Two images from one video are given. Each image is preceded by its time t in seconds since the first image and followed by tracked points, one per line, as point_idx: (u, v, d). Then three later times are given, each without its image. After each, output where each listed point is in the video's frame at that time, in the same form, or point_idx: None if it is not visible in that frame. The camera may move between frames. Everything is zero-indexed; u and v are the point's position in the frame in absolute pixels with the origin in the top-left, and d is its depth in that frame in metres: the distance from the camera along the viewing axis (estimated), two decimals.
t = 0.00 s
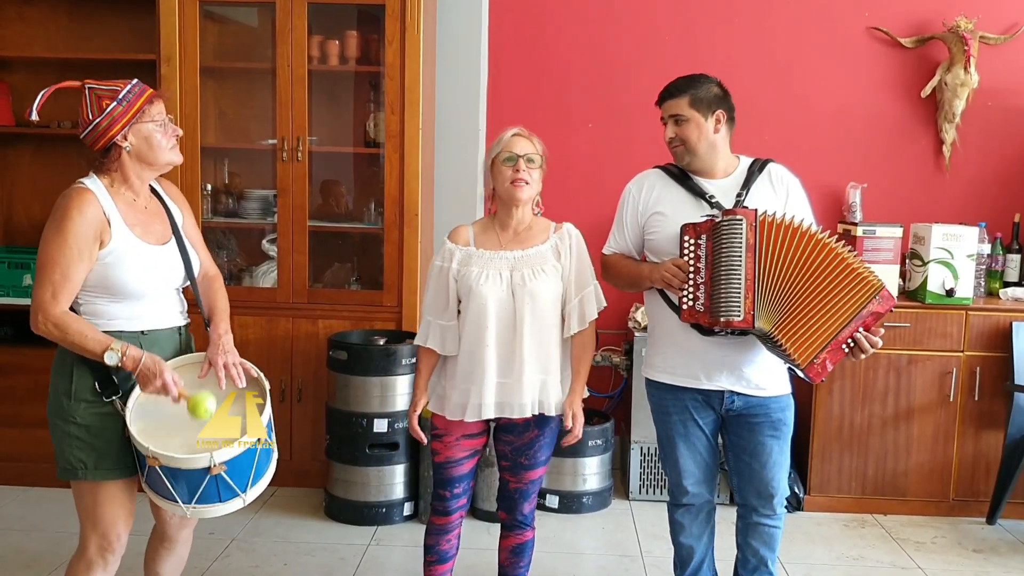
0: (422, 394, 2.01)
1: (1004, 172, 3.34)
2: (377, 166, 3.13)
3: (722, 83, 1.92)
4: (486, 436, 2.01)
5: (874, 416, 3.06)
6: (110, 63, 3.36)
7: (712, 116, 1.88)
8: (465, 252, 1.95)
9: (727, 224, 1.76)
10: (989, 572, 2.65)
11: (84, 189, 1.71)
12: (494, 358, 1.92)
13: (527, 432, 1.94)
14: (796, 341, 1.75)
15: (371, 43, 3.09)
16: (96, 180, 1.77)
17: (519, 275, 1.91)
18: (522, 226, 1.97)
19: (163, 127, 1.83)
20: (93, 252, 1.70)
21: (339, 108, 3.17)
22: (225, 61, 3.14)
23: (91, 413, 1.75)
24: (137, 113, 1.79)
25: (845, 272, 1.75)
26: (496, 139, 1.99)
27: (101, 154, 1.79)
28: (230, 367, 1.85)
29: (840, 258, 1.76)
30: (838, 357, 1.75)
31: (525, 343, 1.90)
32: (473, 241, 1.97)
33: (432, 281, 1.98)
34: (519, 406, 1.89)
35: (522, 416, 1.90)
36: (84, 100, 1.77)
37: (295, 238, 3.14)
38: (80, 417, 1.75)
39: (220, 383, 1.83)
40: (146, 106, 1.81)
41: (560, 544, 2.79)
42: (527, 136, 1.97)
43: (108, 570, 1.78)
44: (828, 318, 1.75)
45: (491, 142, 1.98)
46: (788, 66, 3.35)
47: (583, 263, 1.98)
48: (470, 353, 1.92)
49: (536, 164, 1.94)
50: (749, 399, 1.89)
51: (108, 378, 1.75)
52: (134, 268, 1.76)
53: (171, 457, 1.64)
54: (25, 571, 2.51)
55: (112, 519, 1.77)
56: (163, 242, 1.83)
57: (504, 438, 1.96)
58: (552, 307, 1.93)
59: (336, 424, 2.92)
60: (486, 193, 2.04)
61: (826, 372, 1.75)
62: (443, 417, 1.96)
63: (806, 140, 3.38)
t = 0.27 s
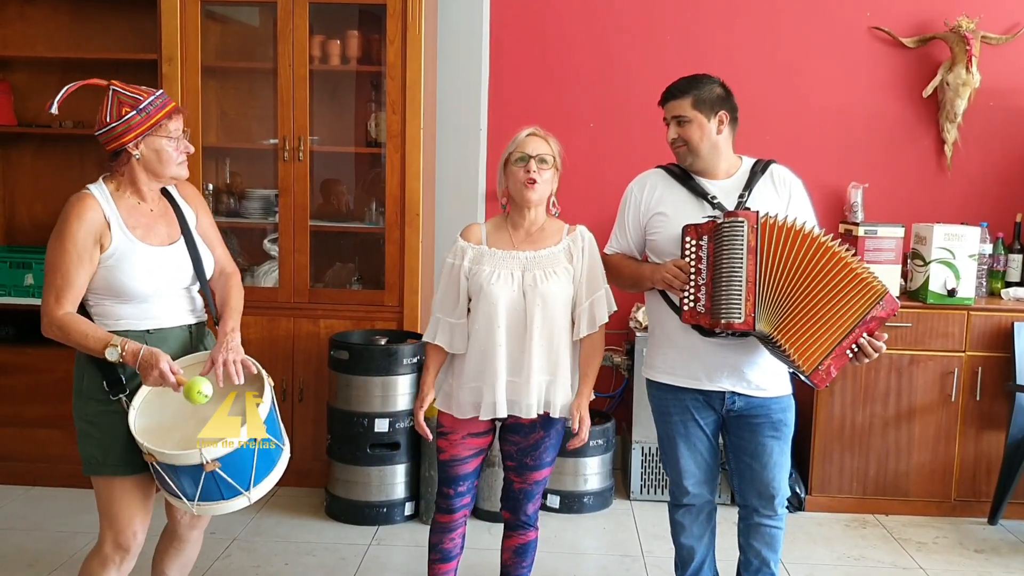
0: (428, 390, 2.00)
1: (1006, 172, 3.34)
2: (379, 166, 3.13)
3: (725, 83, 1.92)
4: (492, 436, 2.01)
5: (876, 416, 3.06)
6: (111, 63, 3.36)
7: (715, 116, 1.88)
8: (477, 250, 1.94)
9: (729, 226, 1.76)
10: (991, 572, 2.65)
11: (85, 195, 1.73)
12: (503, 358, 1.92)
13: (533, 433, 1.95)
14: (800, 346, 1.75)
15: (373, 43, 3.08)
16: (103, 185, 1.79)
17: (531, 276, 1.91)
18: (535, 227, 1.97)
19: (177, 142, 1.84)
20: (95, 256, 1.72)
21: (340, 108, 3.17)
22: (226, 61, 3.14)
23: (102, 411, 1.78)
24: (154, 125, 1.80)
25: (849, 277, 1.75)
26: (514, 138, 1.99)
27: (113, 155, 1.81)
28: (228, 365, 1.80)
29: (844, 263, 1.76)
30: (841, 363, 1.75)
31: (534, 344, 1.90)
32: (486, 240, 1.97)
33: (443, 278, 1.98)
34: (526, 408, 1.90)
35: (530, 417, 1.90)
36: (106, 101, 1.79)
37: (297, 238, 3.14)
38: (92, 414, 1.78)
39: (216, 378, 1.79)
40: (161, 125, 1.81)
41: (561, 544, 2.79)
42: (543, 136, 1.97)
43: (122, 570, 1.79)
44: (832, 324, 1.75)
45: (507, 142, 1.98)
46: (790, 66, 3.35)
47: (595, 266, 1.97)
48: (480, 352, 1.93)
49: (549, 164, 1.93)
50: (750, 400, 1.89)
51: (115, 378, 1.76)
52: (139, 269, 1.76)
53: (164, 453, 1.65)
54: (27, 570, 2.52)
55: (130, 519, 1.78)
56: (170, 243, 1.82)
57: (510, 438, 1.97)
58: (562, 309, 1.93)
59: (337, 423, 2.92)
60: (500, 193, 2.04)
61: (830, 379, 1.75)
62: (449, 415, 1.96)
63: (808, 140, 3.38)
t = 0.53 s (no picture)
0: (432, 389, 2.00)
1: (1008, 172, 3.33)
2: (379, 166, 3.13)
3: (728, 83, 1.92)
4: (494, 436, 2.01)
5: (878, 416, 3.06)
6: (113, 63, 3.36)
7: (717, 117, 1.88)
8: (484, 249, 1.94)
9: (732, 226, 1.76)
10: (992, 572, 2.65)
11: (97, 194, 1.74)
12: (507, 358, 1.92)
13: (536, 435, 1.95)
14: (804, 348, 1.75)
15: (374, 42, 3.08)
16: (115, 184, 1.79)
17: (537, 277, 1.91)
18: (544, 227, 1.96)
19: (182, 134, 1.83)
20: (104, 255, 1.73)
21: (341, 107, 3.17)
22: (227, 61, 3.14)
23: (102, 406, 1.79)
24: (157, 118, 1.80)
25: (853, 280, 1.75)
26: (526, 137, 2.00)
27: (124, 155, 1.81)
28: (228, 368, 1.80)
29: (848, 265, 1.76)
30: (846, 366, 1.75)
31: (539, 346, 1.90)
32: (494, 239, 1.97)
33: (450, 276, 1.98)
34: (529, 409, 1.89)
35: (532, 418, 1.90)
36: (108, 104, 1.80)
37: (298, 238, 3.14)
38: (93, 409, 1.79)
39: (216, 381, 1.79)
40: (166, 115, 1.82)
41: (562, 544, 2.79)
42: (552, 136, 1.97)
43: (120, 564, 1.79)
44: (836, 327, 1.75)
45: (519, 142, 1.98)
46: (792, 66, 3.34)
47: (603, 269, 1.96)
48: (484, 351, 1.93)
49: (558, 165, 1.93)
50: (751, 400, 1.89)
51: (119, 375, 1.75)
52: (149, 270, 1.76)
53: (160, 453, 1.65)
54: (28, 570, 2.52)
55: (126, 510, 1.79)
56: (181, 243, 1.83)
57: (513, 439, 1.96)
58: (568, 312, 1.92)
59: (338, 423, 2.92)
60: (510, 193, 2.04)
61: (835, 382, 1.75)
62: (452, 414, 1.96)
63: (809, 140, 3.38)
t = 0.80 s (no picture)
0: (434, 386, 2.00)
1: (1008, 171, 3.33)
2: (379, 165, 3.13)
3: (732, 83, 1.92)
4: (496, 435, 2.01)
5: (878, 416, 3.06)
6: (112, 62, 3.36)
7: (728, 116, 1.88)
8: (488, 248, 1.94)
9: (731, 225, 1.75)
10: (992, 572, 2.64)
11: (98, 194, 1.72)
12: (510, 357, 1.91)
13: (537, 435, 1.94)
14: (803, 346, 1.75)
15: (373, 41, 3.08)
16: (114, 183, 1.78)
17: (541, 276, 1.91)
18: (547, 226, 1.96)
19: (181, 131, 1.84)
20: (105, 256, 1.72)
21: (341, 107, 3.17)
22: (227, 61, 3.13)
23: (102, 409, 1.78)
24: (156, 115, 1.80)
25: (850, 275, 1.75)
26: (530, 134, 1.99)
27: (121, 153, 1.81)
28: (233, 365, 1.82)
29: (845, 260, 1.76)
30: (847, 362, 1.75)
31: (542, 345, 1.90)
32: (497, 237, 1.97)
33: (453, 275, 1.97)
34: (532, 409, 1.89)
35: (534, 418, 1.90)
36: (107, 102, 1.79)
37: (298, 238, 3.13)
38: (93, 412, 1.78)
39: (220, 378, 1.82)
40: (166, 109, 1.82)
41: (562, 543, 2.79)
42: (557, 136, 1.96)
43: (118, 565, 1.80)
44: (835, 323, 1.75)
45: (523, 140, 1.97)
46: (792, 65, 3.34)
47: (606, 268, 1.96)
48: (487, 350, 1.92)
49: (562, 164, 1.92)
50: (751, 399, 1.89)
51: (118, 377, 1.76)
52: (150, 270, 1.76)
53: (169, 457, 1.64)
54: (28, 570, 2.52)
55: (123, 512, 1.78)
56: (180, 244, 1.82)
57: (514, 439, 1.96)
58: (571, 311, 1.92)
59: (339, 422, 2.91)
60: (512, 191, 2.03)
61: (836, 378, 1.75)
62: (453, 413, 1.96)
63: (810, 139, 3.37)
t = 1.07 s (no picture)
0: (436, 383, 1.99)
1: (1007, 171, 3.33)
2: (379, 165, 3.13)
3: (733, 83, 1.92)
4: (497, 435, 2.00)
5: (877, 416, 3.06)
6: (112, 62, 3.36)
7: (726, 117, 1.88)
8: (484, 247, 1.94)
9: (731, 223, 1.76)
10: (992, 572, 2.64)
11: (85, 199, 1.70)
12: (511, 356, 1.91)
13: (539, 432, 1.94)
14: (804, 341, 1.75)
15: (373, 41, 3.08)
16: (98, 188, 1.77)
17: (538, 273, 1.91)
18: (542, 224, 1.97)
19: (174, 146, 1.84)
20: (97, 260, 1.70)
21: (340, 106, 3.17)
22: (227, 60, 3.13)
23: (105, 414, 1.76)
24: (154, 126, 1.79)
25: (850, 269, 1.75)
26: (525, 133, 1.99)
27: (106, 155, 1.79)
28: (240, 369, 1.84)
29: (844, 254, 1.76)
30: (848, 357, 1.75)
31: (543, 342, 1.90)
32: (493, 237, 1.96)
33: (450, 275, 1.97)
34: (536, 406, 1.90)
35: (540, 416, 1.91)
36: (104, 99, 1.76)
37: (297, 238, 3.13)
38: (95, 419, 1.75)
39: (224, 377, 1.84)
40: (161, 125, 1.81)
41: (562, 543, 2.79)
42: (553, 135, 1.95)
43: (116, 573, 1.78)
44: (835, 318, 1.75)
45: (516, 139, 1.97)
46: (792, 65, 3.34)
47: (603, 263, 1.96)
48: (487, 350, 1.92)
49: (557, 168, 1.92)
50: (752, 398, 1.89)
51: (121, 381, 1.75)
52: (141, 273, 1.76)
53: (189, 450, 1.65)
54: (27, 570, 2.51)
55: (123, 520, 1.77)
56: (166, 247, 1.83)
57: (516, 438, 1.96)
58: (572, 306, 1.92)
59: (339, 422, 2.91)
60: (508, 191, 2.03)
61: (838, 373, 1.75)
62: (456, 413, 1.96)
63: (810, 139, 3.38)
